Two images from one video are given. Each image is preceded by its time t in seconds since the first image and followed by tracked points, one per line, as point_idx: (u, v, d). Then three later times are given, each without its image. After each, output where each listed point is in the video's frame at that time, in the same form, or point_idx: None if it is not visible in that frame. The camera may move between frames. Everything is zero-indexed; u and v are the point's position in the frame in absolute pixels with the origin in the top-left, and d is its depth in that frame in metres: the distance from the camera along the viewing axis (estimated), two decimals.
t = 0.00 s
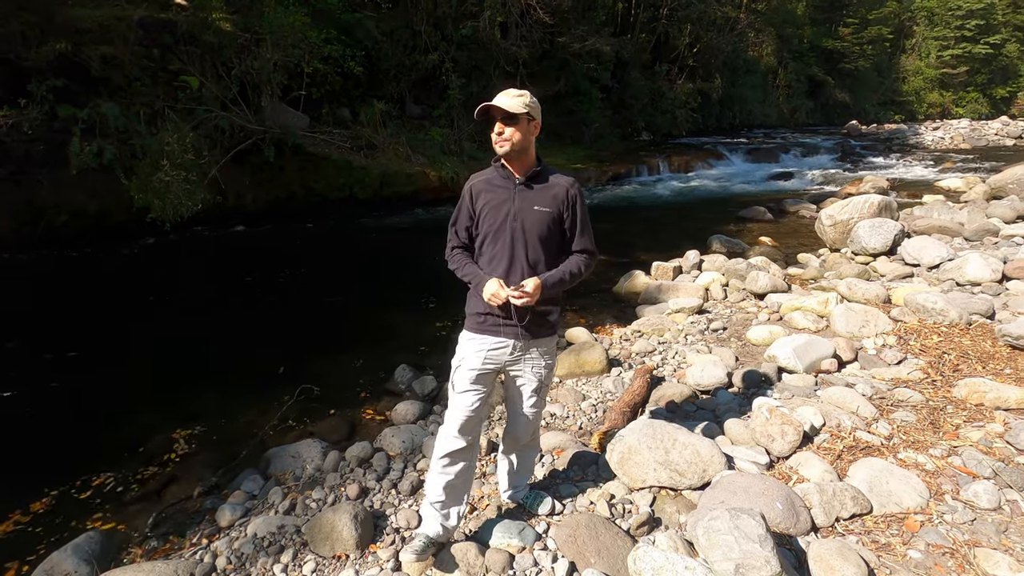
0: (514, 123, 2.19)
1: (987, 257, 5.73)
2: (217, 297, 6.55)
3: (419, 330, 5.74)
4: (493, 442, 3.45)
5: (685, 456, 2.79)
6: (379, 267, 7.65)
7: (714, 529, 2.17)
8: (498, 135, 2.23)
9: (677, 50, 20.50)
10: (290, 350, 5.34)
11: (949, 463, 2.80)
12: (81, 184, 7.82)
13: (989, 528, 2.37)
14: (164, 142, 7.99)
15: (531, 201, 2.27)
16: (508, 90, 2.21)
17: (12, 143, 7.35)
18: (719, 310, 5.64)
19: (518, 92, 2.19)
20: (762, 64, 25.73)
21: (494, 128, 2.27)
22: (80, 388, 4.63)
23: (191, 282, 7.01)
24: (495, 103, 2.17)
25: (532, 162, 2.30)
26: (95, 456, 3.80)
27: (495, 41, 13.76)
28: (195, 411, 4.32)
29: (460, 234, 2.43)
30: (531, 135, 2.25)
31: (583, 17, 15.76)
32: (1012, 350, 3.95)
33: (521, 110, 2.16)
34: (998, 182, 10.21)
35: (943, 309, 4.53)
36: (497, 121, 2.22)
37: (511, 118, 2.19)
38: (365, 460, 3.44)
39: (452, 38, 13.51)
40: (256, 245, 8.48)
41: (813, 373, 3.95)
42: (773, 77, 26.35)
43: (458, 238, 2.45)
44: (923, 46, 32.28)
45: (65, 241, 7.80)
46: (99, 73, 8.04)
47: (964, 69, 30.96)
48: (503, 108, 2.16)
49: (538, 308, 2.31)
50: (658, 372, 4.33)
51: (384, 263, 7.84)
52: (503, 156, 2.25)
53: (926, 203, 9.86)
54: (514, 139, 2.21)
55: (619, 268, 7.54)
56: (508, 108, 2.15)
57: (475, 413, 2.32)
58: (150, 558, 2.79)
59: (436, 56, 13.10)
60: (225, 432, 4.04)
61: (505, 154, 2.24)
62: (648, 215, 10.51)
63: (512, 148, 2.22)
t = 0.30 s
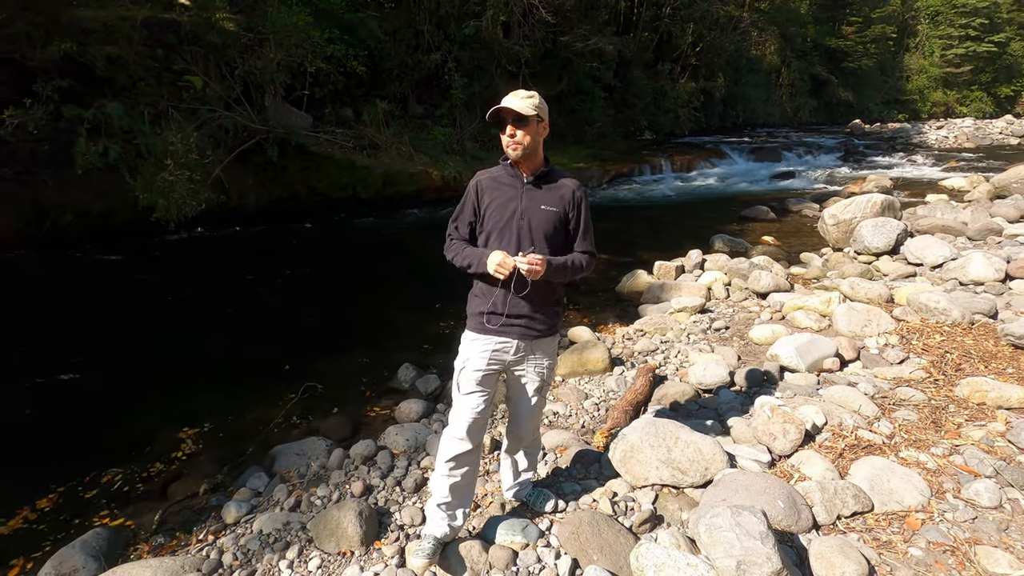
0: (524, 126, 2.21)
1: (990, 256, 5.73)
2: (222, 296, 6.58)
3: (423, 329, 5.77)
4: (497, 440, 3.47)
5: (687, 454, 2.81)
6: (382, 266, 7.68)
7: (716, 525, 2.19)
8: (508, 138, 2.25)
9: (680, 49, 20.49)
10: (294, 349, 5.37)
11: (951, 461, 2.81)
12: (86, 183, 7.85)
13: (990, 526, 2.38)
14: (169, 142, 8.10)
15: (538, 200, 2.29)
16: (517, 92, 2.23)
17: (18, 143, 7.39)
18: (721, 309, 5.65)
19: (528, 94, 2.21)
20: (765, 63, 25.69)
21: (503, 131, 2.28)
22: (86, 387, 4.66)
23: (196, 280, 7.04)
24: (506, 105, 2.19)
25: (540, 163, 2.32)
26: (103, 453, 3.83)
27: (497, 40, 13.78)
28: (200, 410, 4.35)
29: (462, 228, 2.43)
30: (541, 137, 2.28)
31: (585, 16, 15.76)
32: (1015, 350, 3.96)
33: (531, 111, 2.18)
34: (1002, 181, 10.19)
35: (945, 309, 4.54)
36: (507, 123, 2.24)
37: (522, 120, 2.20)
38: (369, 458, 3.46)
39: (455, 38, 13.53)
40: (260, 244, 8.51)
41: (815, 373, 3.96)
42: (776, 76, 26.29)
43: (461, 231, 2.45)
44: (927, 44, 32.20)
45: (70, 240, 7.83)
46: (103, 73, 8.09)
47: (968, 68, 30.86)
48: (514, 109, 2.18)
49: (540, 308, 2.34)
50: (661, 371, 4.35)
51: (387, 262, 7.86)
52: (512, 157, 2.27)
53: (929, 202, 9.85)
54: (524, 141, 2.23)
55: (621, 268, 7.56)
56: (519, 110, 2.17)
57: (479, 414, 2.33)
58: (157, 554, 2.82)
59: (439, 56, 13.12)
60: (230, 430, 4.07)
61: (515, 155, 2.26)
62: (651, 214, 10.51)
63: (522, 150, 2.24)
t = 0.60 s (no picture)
0: (525, 133, 2.24)
1: (992, 257, 5.75)
2: (227, 295, 6.62)
3: (427, 327, 5.81)
4: (502, 437, 3.51)
5: (691, 452, 2.85)
6: (386, 265, 7.71)
7: (720, 521, 2.22)
8: (509, 147, 2.28)
9: (683, 49, 20.48)
10: (300, 347, 5.42)
11: (951, 459, 2.84)
12: (92, 182, 7.89)
13: (989, 523, 2.42)
14: (174, 141, 8.18)
15: (542, 201, 2.35)
16: (513, 99, 2.25)
17: (25, 141, 7.44)
18: (724, 308, 5.68)
19: (525, 100, 2.23)
20: (768, 62, 25.60)
21: (503, 140, 2.31)
22: (94, 385, 4.71)
23: (201, 279, 7.08)
24: (506, 114, 2.20)
25: (540, 166, 2.38)
26: (112, 449, 3.89)
27: (500, 39, 13.80)
28: (208, 407, 4.40)
29: (473, 233, 2.42)
30: (540, 141, 2.31)
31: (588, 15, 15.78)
32: (1016, 350, 3.99)
33: (530, 118, 2.21)
34: (1006, 182, 10.19)
35: (947, 309, 4.57)
36: (507, 133, 2.26)
37: (522, 129, 2.23)
38: (376, 455, 3.50)
39: (458, 37, 13.56)
40: (265, 243, 8.55)
41: (817, 372, 3.99)
42: (779, 75, 26.24)
43: (473, 234, 2.42)
44: (931, 43, 32.11)
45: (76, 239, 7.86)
46: (109, 72, 8.15)
47: (972, 68, 30.78)
48: (514, 118, 2.20)
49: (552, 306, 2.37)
50: (664, 370, 4.39)
51: (390, 261, 7.89)
52: (516, 163, 2.31)
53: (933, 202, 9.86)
54: (526, 148, 2.27)
55: (624, 267, 7.58)
56: (520, 118, 2.19)
57: (489, 412, 2.37)
58: (168, 547, 2.87)
59: (442, 55, 13.15)
60: (238, 426, 4.11)
61: (518, 161, 2.30)
62: (654, 214, 10.54)
63: (524, 157, 2.29)
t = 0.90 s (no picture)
0: (520, 137, 2.19)
1: (995, 257, 5.74)
2: (229, 294, 6.62)
3: (428, 327, 5.80)
4: (503, 438, 3.51)
5: (693, 453, 2.84)
6: (387, 265, 7.70)
7: (722, 523, 2.22)
8: (505, 152, 2.23)
9: (684, 48, 20.45)
10: (301, 347, 5.41)
11: (954, 461, 2.83)
12: (94, 181, 7.84)
13: (992, 526, 2.41)
14: (176, 140, 8.22)
15: (536, 209, 2.30)
16: (507, 102, 2.21)
17: (26, 140, 7.41)
18: (726, 309, 5.68)
19: (520, 104, 2.20)
20: (770, 61, 25.58)
21: (498, 146, 2.26)
22: (95, 385, 4.70)
23: (203, 278, 7.07)
24: (501, 117, 2.16)
25: (535, 171, 2.32)
26: (114, 449, 3.89)
27: (501, 38, 13.79)
28: (209, 407, 4.40)
29: (465, 249, 2.47)
30: (535, 145, 2.27)
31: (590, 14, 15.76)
32: (1019, 351, 3.98)
33: (527, 120, 2.17)
34: (1008, 181, 10.17)
35: (950, 310, 4.56)
36: (503, 137, 2.21)
37: (518, 132, 2.18)
38: (378, 455, 3.49)
39: (460, 36, 13.55)
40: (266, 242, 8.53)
41: (819, 373, 3.99)
42: (782, 74, 26.20)
43: (465, 249, 2.47)
44: (933, 41, 32.06)
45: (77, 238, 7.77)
46: (110, 71, 8.16)
47: (974, 67, 30.73)
48: (510, 122, 2.16)
49: (548, 314, 2.33)
50: (665, 371, 4.38)
51: (392, 261, 7.89)
52: (510, 170, 2.26)
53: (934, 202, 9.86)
54: (522, 153, 2.21)
55: (626, 267, 7.58)
56: (516, 121, 2.15)
57: (485, 419, 2.37)
58: (170, 548, 2.87)
59: (443, 54, 13.14)
60: (238, 427, 4.11)
61: (512, 168, 2.25)
62: (655, 214, 10.52)
63: (520, 162, 2.23)
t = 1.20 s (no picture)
0: (508, 124, 2.17)
1: (998, 255, 5.71)
2: (231, 292, 6.62)
3: (429, 325, 5.80)
4: (505, 434, 3.51)
5: (695, 450, 2.83)
6: (388, 263, 7.70)
7: (726, 518, 2.21)
8: (491, 139, 2.21)
9: (686, 46, 20.41)
10: (303, 345, 5.40)
11: (958, 458, 2.82)
12: (96, 179, 7.86)
13: (997, 522, 2.40)
14: (177, 138, 8.20)
15: (528, 204, 2.26)
16: (499, 91, 2.21)
17: (28, 138, 7.41)
18: (728, 306, 5.67)
19: (512, 94, 2.19)
20: (773, 59, 25.50)
21: (485, 133, 2.24)
22: (98, 382, 4.70)
23: (205, 276, 7.06)
24: (490, 104, 2.15)
25: (525, 165, 2.29)
26: (116, 446, 3.89)
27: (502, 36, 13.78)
28: (211, 404, 4.41)
29: (454, 247, 2.42)
30: (525, 137, 2.25)
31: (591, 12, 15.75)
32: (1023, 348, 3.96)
33: (516, 109, 2.15)
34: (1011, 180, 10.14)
35: (953, 307, 4.54)
36: (491, 125, 2.20)
37: (506, 119, 2.17)
38: (379, 452, 3.48)
39: (461, 34, 13.53)
40: (268, 240, 8.53)
41: (822, 370, 3.98)
42: (784, 73, 26.13)
43: (454, 248, 2.43)
44: (936, 39, 31.95)
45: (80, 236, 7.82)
46: (111, 69, 8.17)
47: (977, 65, 30.64)
48: (498, 108, 2.15)
49: (541, 315, 2.31)
50: (668, 368, 4.37)
51: (393, 258, 7.88)
52: (497, 159, 2.23)
53: (937, 200, 9.82)
54: (509, 141, 2.19)
55: (628, 265, 7.56)
56: (504, 108, 2.14)
57: (477, 426, 2.34)
58: (172, 544, 2.87)
59: (444, 52, 13.13)
60: (240, 424, 4.11)
61: (499, 157, 2.22)
62: (657, 212, 10.50)
63: (506, 151, 2.20)
